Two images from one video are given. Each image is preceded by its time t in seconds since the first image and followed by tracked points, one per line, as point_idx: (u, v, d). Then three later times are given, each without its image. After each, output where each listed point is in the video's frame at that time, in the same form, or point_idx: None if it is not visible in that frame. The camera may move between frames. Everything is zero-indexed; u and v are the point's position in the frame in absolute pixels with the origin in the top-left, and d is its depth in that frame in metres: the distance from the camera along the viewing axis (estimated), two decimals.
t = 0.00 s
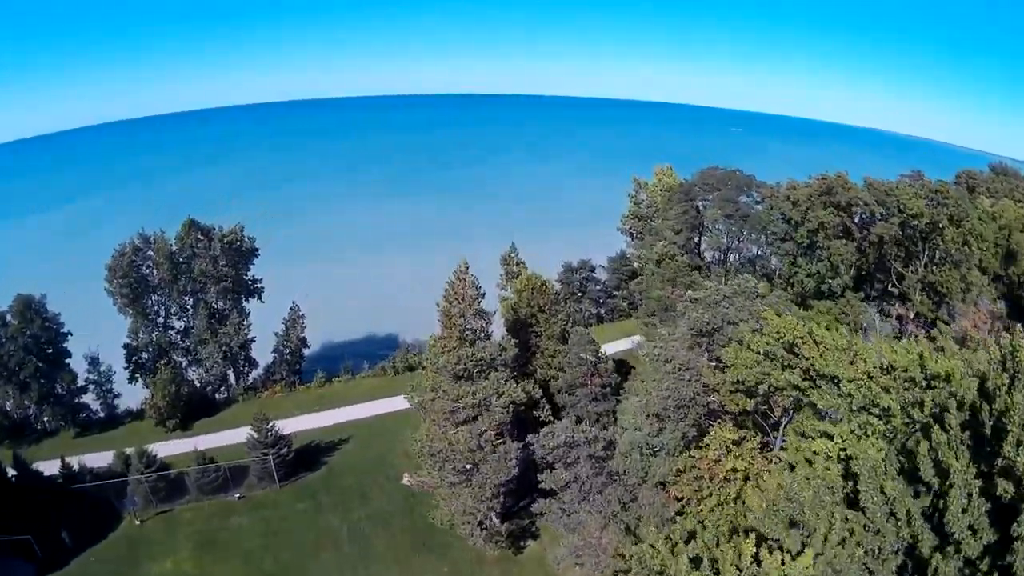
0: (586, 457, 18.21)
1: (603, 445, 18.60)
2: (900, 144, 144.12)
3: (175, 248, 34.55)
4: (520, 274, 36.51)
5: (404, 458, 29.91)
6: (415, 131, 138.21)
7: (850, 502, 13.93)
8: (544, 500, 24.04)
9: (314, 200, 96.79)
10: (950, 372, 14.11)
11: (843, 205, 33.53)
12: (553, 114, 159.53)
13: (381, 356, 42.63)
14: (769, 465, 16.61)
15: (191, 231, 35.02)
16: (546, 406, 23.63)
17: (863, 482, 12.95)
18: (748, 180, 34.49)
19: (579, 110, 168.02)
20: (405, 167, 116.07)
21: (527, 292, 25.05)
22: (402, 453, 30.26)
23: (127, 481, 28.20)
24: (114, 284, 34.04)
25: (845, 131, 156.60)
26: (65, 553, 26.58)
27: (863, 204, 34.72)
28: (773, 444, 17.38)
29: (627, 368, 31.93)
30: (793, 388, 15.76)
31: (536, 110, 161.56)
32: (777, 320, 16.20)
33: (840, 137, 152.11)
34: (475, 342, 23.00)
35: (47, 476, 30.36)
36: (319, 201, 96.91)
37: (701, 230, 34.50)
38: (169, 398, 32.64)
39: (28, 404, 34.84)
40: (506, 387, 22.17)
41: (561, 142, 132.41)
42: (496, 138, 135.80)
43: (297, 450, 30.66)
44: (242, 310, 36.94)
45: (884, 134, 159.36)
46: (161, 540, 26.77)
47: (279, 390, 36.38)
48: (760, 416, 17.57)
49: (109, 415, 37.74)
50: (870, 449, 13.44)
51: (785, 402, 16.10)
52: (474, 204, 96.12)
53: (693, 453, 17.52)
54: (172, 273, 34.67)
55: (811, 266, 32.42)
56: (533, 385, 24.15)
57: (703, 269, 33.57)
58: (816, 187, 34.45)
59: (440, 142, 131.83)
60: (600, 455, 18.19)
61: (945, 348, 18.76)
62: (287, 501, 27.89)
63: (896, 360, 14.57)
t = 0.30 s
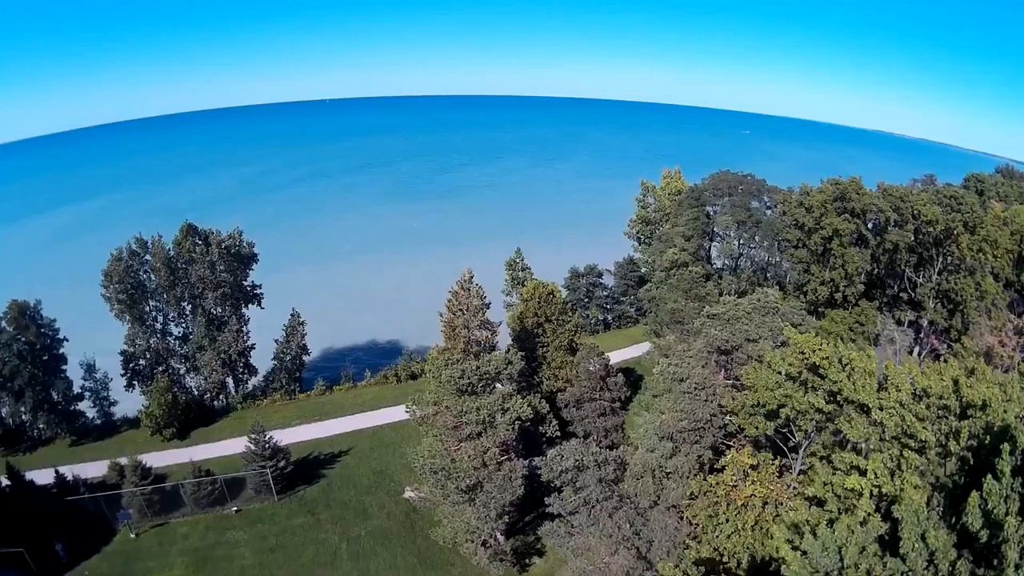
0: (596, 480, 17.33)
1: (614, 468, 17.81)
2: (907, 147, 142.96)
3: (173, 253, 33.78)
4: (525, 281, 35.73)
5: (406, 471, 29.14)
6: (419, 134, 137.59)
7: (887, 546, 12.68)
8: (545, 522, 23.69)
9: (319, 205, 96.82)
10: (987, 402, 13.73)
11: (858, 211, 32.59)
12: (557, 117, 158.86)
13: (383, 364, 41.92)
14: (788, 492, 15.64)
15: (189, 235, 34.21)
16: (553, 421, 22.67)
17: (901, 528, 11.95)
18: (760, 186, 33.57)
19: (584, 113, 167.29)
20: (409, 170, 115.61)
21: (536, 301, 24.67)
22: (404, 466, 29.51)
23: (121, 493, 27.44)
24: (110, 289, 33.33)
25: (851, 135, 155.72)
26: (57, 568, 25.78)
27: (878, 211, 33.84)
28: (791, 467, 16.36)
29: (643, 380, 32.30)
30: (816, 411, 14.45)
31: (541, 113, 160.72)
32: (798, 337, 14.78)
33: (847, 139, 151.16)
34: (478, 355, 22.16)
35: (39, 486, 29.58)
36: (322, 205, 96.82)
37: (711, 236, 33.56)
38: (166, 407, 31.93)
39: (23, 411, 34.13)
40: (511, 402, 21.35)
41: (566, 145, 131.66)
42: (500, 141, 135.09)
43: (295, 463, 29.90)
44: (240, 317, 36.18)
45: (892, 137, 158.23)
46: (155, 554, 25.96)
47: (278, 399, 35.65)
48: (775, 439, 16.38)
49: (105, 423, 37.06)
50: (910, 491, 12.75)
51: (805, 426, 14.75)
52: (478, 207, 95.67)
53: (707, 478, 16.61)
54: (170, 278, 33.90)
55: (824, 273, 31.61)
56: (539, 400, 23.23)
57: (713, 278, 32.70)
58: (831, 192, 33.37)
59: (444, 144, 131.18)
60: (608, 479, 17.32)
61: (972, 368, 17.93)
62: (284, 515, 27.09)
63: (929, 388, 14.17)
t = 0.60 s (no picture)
0: (606, 505, 16.49)
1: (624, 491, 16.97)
2: (912, 150, 142.22)
3: (169, 258, 33.08)
4: (528, 287, 34.99)
5: (407, 484, 28.43)
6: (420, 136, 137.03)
7: None
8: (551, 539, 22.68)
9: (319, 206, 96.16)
10: None
11: (869, 217, 31.85)
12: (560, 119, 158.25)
13: (383, 372, 41.27)
14: (809, 519, 14.80)
15: (185, 240, 33.52)
16: (559, 437, 21.86)
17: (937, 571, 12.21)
18: (769, 191, 32.80)
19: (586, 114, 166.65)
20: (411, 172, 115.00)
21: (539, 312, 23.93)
22: (405, 478, 28.81)
23: (114, 507, 26.66)
24: (104, 296, 32.61)
25: (855, 138, 155.04)
26: None
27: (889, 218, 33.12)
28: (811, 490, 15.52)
29: (649, 391, 31.54)
30: (839, 435, 13.72)
31: (543, 115, 160.18)
32: (819, 356, 14.03)
33: (852, 141, 150.45)
34: (481, 368, 21.36)
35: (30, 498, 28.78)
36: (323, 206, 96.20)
37: (719, 243, 32.76)
38: (161, 417, 31.18)
39: (16, 420, 33.40)
40: (516, 418, 20.57)
41: (568, 147, 131.01)
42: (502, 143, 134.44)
43: (293, 475, 29.15)
44: (237, 324, 35.45)
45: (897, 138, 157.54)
46: (149, 569, 25.15)
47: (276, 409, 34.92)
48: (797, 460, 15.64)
49: (99, 431, 36.27)
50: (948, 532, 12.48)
51: (827, 451, 14.07)
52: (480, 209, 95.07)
53: (723, 503, 15.71)
54: (165, 284, 33.18)
55: (835, 281, 30.84)
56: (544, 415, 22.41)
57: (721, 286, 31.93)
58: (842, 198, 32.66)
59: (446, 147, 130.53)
60: (618, 503, 16.46)
61: (998, 387, 17.15)
62: (282, 529, 26.34)
63: (964, 415, 13.60)
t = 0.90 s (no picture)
0: (614, 528, 15.73)
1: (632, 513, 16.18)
2: (916, 151, 141.22)
3: (161, 263, 32.30)
4: (529, 292, 34.17)
5: (405, 496, 27.63)
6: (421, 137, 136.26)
7: None
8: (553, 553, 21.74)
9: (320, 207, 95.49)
10: None
11: (879, 221, 31.04)
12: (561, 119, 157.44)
13: (381, 379, 40.51)
14: (825, 544, 14.45)
15: (177, 243, 32.74)
16: (562, 452, 21.07)
17: None
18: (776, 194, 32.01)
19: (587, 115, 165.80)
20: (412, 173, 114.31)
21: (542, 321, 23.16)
22: (403, 490, 28.02)
23: (105, 520, 25.86)
24: (95, 301, 31.83)
25: (858, 139, 154.01)
26: None
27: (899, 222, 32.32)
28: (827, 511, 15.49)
29: (653, 400, 30.75)
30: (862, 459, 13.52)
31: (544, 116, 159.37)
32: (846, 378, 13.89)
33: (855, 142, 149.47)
34: (482, 380, 20.61)
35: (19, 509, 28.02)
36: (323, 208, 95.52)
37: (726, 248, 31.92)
38: (153, 426, 30.37)
39: (6, 427, 32.68)
40: (518, 433, 19.76)
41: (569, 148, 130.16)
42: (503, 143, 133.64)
43: (288, 488, 28.38)
44: (232, 330, 34.66)
45: (900, 139, 156.90)
46: None
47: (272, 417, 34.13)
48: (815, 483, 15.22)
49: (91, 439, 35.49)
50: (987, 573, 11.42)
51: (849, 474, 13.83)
52: (482, 210, 94.31)
53: (736, 528, 14.97)
54: (158, 289, 32.41)
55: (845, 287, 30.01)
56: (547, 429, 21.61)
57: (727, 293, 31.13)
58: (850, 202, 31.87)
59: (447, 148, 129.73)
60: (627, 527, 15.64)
61: None
62: (277, 544, 25.55)
63: (999, 443, 12.69)
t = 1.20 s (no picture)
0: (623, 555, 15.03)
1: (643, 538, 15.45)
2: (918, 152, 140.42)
3: (154, 269, 31.61)
4: (530, 299, 33.48)
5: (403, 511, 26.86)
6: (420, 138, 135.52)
7: None
8: None
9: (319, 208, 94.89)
10: None
11: (887, 226, 30.37)
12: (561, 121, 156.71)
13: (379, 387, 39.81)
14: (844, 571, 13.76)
15: (170, 249, 32.08)
16: (567, 469, 20.34)
17: None
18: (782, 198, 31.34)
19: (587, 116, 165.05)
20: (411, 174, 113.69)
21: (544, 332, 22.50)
22: (401, 504, 27.29)
23: (95, 535, 25.06)
24: (87, 307, 31.14)
25: (859, 140, 153.20)
26: None
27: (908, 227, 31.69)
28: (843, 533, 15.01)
29: (656, 411, 30.01)
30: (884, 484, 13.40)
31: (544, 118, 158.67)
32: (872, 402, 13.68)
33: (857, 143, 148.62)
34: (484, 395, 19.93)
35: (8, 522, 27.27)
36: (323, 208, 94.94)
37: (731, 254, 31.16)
38: (145, 437, 29.64)
39: None
40: (522, 450, 19.03)
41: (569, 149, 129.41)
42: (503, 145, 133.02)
43: (283, 501, 27.66)
44: (227, 337, 33.94)
45: (903, 140, 155.99)
46: None
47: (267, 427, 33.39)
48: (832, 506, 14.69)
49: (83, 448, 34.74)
50: None
51: (870, 500, 13.61)
52: (482, 211, 93.70)
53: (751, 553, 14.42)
54: (151, 295, 31.73)
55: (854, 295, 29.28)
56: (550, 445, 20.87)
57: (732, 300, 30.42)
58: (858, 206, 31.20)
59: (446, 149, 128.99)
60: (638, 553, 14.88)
61: None
62: (272, 560, 24.80)
63: None
